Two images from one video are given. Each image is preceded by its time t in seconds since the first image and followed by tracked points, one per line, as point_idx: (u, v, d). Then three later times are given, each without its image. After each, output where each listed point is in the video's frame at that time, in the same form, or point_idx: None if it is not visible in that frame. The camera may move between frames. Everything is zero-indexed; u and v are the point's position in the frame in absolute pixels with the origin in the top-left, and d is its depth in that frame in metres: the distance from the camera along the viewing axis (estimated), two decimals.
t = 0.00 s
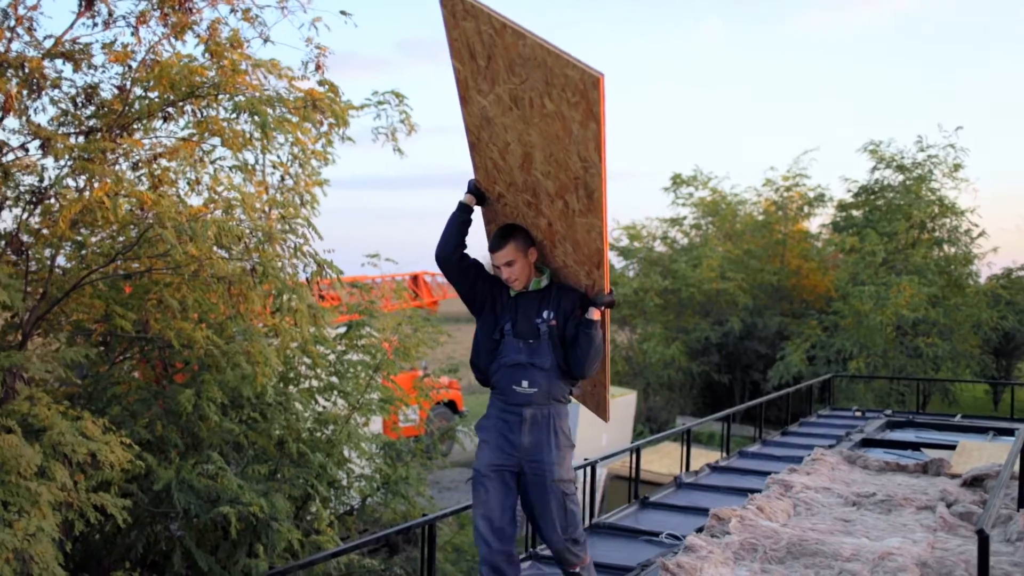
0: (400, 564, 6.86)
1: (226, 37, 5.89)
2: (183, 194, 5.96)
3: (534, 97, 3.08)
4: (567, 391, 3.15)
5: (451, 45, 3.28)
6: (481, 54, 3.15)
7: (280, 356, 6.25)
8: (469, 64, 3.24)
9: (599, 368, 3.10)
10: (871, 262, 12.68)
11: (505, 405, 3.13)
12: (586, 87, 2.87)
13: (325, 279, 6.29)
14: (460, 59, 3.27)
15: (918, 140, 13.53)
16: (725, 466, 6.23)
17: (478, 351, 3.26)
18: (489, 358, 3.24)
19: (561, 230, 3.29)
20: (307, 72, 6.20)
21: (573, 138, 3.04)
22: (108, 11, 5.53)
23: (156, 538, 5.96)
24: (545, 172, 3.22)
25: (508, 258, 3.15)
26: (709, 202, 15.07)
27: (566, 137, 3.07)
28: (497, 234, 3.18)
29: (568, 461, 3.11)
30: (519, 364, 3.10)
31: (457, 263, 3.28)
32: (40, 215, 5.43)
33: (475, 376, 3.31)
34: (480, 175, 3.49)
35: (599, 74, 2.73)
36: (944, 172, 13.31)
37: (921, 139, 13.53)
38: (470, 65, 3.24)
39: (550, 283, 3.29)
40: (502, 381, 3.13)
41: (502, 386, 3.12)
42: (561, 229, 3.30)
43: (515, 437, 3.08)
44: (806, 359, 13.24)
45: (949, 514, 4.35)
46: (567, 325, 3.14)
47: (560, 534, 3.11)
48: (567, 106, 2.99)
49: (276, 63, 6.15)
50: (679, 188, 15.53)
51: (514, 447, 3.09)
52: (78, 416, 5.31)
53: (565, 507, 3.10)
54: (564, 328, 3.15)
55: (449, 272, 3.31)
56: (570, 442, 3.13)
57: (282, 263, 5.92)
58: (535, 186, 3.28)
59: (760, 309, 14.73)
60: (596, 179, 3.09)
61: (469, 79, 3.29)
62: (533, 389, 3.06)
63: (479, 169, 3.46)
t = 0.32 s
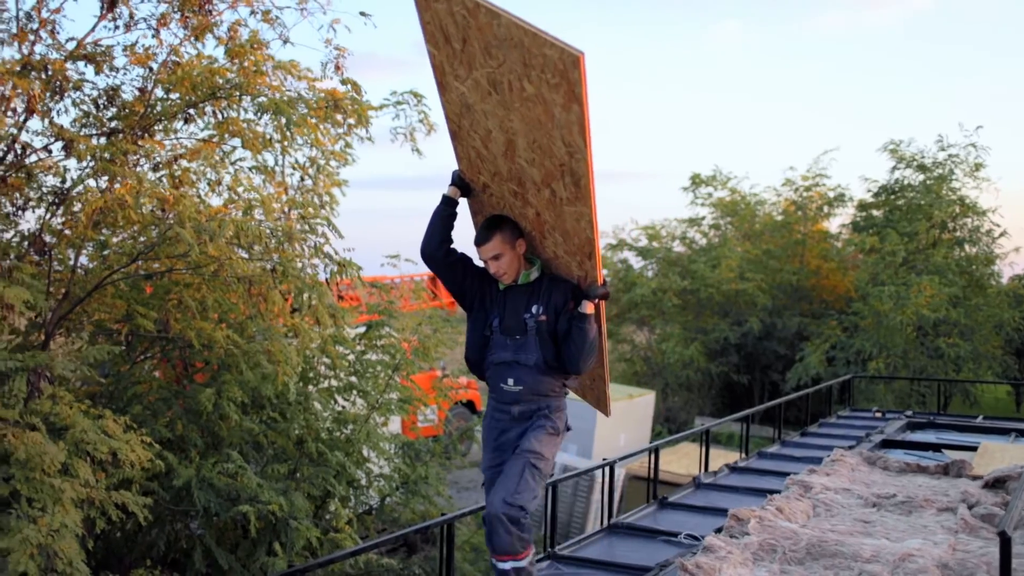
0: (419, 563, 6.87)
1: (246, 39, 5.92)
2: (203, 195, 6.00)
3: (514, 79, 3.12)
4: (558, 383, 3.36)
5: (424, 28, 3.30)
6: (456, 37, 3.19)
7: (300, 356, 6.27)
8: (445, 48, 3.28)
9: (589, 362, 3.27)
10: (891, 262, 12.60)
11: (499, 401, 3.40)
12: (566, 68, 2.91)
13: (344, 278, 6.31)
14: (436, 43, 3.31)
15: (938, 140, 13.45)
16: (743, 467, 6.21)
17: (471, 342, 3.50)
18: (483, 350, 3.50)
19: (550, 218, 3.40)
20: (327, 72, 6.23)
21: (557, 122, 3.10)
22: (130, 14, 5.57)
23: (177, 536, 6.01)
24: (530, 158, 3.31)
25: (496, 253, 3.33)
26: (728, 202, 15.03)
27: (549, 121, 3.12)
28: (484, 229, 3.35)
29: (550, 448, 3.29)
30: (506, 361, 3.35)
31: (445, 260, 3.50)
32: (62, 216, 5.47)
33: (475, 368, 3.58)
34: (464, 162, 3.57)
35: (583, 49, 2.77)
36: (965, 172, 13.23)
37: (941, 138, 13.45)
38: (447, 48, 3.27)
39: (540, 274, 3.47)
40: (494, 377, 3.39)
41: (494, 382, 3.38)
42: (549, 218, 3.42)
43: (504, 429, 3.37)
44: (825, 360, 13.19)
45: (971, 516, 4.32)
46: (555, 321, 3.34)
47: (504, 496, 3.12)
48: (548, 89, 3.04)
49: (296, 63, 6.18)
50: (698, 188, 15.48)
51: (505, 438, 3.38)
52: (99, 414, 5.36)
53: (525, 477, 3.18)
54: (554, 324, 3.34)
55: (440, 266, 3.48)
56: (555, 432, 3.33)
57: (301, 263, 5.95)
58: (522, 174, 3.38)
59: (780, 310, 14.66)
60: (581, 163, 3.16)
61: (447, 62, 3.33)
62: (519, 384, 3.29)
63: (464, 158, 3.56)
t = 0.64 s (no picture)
0: (436, 564, 6.88)
1: (265, 41, 5.95)
2: (222, 196, 6.04)
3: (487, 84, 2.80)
4: (550, 398, 2.98)
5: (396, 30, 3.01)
6: (425, 41, 2.89)
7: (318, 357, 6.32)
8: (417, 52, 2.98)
9: (583, 377, 2.89)
10: (911, 263, 12.54)
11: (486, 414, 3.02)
12: (535, 75, 2.59)
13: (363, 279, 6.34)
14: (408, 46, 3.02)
15: (959, 140, 13.34)
16: (762, 468, 6.20)
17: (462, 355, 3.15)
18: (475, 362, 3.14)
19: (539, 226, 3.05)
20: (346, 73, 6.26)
21: (532, 131, 2.77)
22: (150, 17, 5.61)
23: (196, 536, 6.03)
24: (513, 165, 2.98)
25: (485, 258, 2.97)
26: (746, 203, 14.99)
27: (525, 129, 2.79)
28: (472, 231, 2.99)
29: (542, 475, 2.94)
30: (494, 372, 2.96)
31: (434, 265, 3.15)
32: (83, 218, 5.52)
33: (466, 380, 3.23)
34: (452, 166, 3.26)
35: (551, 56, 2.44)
36: (986, 171, 13.13)
37: (961, 138, 13.35)
38: (417, 52, 2.98)
39: (535, 280, 3.10)
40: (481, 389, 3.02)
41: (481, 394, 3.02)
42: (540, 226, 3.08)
43: (492, 448, 3.00)
44: (844, 362, 13.15)
45: (992, 519, 4.28)
46: (550, 330, 2.95)
47: (496, 534, 2.81)
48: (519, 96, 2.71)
49: (315, 65, 6.21)
50: (716, 188, 15.43)
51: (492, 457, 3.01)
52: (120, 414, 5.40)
53: (517, 512, 2.85)
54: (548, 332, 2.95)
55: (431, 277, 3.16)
56: (547, 453, 2.95)
57: (319, 263, 6.00)
58: (506, 181, 3.05)
59: (798, 310, 14.60)
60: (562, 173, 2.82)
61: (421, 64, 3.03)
62: (506, 398, 2.92)
63: (449, 162, 3.24)
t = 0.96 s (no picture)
0: (455, 564, 6.89)
1: (285, 43, 5.99)
2: (242, 197, 6.07)
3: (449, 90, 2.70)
4: (540, 408, 2.86)
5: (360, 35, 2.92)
6: (386, 46, 2.79)
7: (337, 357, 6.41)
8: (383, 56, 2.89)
9: (574, 386, 2.76)
10: (931, 262, 12.47)
11: (474, 423, 2.91)
12: (488, 85, 2.48)
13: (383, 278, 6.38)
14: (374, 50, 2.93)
15: (979, 139, 13.24)
16: (780, 468, 6.18)
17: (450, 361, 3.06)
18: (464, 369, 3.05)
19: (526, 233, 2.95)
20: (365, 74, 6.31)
21: (498, 139, 2.66)
22: (171, 19, 5.64)
23: (216, 535, 6.00)
24: (489, 172, 2.88)
25: (472, 263, 2.87)
26: (764, 203, 14.94)
27: (491, 138, 2.69)
28: (459, 235, 2.89)
29: (532, 489, 2.81)
30: (482, 381, 2.86)
31: (419, 269, 3.08)
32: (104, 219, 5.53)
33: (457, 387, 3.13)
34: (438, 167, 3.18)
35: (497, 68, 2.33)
36: (1007, 171, 13.02)
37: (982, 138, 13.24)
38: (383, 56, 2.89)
39: (528, 284, 2.99)
40: (469, 398, 2.92)
41: (468, 403, 2.91)
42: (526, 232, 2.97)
43: (479, 460, 2.88)
44: (862, 362, 13.11)
45: (1014, 521, 4.24)
46: (540, 336, 2.81)
47: (488, 563, 2.70)
48: (478, 105, 2.61)
49: (334, 66, 6.25)
50: (735, 188, 15.38)
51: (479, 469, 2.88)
52: (141, 414, 5.43)
53: (507, 536, 2.74)
54: (538, 339, 2.81)
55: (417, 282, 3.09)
56: (536, 466, 2.81)
57: (337, 264, 6.08)
58: (487, 187, 2.96)
59: (817, 311, 14.53)
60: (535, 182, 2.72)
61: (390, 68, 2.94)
62: (493, 408, 2.82)
63: (434, 164, 3.15)
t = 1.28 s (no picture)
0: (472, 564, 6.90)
1: (304, 44, 6.01)
2: (261, 197, 6.09)
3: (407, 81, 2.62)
4: (546, 407, 2.84)
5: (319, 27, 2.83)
6: (342, 36, 2.71)
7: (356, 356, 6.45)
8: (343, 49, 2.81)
9: (580, 379, 2.76)
10: (951, 263, 12.39)
11: (475, 423, 2.87)
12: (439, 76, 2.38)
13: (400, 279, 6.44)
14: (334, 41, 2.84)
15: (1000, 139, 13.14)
16: (800, 470, 6.15)
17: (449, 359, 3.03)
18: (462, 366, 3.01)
19: (513, 224, 2.87)
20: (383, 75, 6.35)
21: (463, 130, 2.57)
22: (193, 22, 5.68)
23: (235, 534, 6.05)
24: (466, 162, 2.79)
25: (466, 257, 2.84)
26: (783, 203, 14.89)
27: (457, 128, 2.59)
28: (451, 228, 2.86)
29: (545, 493, 2.80)
30: (484, 379, 2.82)
31: (413, 264, 3.08)
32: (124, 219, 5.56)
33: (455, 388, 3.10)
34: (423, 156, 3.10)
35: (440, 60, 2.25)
36: None
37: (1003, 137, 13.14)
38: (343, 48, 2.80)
39: (525, 275, 2.97)
40: (471, 397, 2.88)
41: (471, 403, 2.88)
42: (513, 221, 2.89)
43: (481, 460, 2.83)
44: (881, 363, 13.06)
45: None
46: (540, 330, 2.81)
47: None
48: (435, 94, 2.52)
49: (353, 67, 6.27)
50: (753, 189, 15.33)
51: (482, 470, 2.83)
52: (162, 413, 5.46)
53: (528, 548, 2.78)
54: (537, 333, 2.81)
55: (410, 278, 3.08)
56: (548, 472, 2.79)
57: (357, 265, 6.11)
58: (467, 175, 2.88)
59: (836, 311, 14.47)
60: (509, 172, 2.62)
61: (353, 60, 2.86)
62: (499, 407, 2.78)
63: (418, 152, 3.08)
